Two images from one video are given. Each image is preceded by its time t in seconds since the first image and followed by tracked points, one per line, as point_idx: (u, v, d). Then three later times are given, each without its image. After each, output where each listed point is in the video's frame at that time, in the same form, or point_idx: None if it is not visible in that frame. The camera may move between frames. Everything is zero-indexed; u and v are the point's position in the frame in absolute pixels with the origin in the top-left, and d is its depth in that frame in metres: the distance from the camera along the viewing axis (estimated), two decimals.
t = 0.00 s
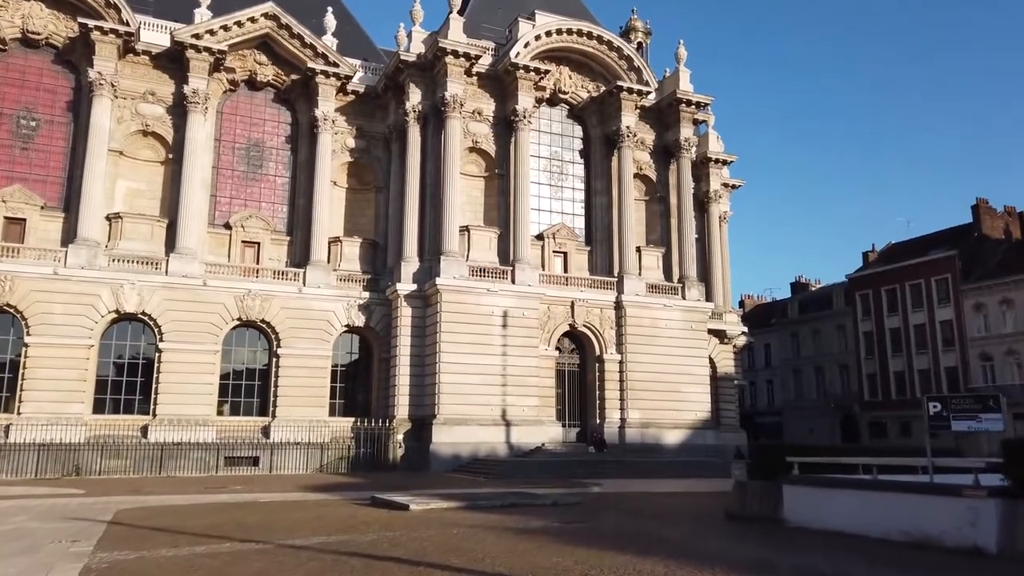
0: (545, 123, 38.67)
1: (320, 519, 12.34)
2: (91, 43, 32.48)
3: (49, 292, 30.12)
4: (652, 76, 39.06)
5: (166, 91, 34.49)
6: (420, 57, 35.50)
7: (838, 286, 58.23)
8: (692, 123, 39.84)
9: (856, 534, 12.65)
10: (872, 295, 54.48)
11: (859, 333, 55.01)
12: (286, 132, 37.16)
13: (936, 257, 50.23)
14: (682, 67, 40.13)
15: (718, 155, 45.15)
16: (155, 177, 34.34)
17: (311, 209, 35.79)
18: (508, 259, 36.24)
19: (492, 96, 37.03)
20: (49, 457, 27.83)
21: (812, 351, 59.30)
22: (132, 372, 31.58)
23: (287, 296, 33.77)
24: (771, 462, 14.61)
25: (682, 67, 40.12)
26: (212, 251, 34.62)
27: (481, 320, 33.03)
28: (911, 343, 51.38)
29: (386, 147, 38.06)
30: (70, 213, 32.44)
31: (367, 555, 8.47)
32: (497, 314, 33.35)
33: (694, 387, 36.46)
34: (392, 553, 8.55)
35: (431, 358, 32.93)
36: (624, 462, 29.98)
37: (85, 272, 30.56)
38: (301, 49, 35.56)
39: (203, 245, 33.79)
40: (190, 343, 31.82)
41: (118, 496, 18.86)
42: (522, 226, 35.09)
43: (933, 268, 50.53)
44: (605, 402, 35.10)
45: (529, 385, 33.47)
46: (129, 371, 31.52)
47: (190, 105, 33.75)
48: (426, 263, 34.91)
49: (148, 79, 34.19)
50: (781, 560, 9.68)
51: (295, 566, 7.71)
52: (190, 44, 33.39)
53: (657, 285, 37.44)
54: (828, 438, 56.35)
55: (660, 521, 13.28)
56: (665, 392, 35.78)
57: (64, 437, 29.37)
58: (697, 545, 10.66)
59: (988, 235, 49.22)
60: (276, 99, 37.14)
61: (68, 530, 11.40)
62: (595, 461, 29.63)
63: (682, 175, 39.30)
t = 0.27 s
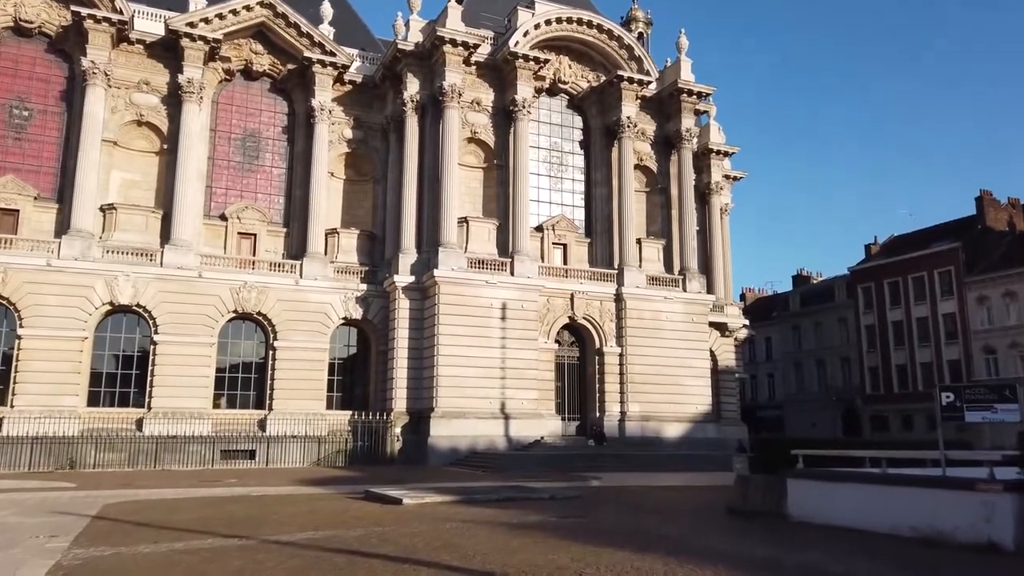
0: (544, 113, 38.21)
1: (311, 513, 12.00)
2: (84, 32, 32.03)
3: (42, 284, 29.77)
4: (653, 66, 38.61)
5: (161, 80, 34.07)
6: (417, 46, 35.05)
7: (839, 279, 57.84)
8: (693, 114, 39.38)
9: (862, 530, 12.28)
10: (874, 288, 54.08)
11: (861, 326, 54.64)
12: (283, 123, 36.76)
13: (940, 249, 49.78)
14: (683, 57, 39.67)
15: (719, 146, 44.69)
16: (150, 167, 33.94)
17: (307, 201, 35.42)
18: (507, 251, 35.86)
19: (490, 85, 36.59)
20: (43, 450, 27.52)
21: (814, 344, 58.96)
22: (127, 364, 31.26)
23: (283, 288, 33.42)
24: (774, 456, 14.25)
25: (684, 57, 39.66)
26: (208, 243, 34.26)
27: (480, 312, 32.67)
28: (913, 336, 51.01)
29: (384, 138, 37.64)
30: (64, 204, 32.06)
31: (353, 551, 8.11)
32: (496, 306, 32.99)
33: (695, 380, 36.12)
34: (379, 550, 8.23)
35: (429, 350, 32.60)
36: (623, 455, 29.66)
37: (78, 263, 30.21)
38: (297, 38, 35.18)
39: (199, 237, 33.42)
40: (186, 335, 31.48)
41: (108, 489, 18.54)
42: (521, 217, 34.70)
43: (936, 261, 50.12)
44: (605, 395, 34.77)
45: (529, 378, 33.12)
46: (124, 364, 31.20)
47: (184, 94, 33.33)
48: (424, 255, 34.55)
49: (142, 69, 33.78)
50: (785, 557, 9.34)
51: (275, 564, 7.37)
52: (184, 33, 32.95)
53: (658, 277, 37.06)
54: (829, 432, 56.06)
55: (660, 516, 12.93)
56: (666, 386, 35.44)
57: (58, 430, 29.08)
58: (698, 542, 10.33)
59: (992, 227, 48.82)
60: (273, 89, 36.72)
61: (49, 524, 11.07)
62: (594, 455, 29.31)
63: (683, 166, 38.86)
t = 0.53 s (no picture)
0: (545, 106, 37.77)
1: (301, 513, 11.68)
2: (78, 23, 31.63)
3: (36, 278, 29.43)
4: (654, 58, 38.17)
5: (156, 73, 33.67)
6: (416, 38, 34.63)
7: (842, 274, 57.43)
8: (695, 107, 38.94)
9: (869, 530, 11.95)
10: (877, 282, 53.67)
11: (864, 321, 54.24)
12: (280, 116, 36.37)
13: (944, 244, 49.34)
14: (685, 49, 39.21)
15: (721, 140, 44.25)
16: (145, 161, 33.56)
17: (305, 194, 35.03)
18: (507, 246, 35.47)
19: (490, 78, 36.16)
20: (37, 447, 27.18)
21: (816, 339, 58.56)
22: (122, 360, 30.95)
23: (280, 282, 33.07)
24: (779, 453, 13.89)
25: (685, 49, 39.20)
26: (205, 237, 33.89)
27: (479, 307, 32.30)
28: (917, 331, 50.62)
29: (383, 131, 37.24)
30: (58, 197, 31.69)
31: (339, 555, 7.80)
32: (495, 301, 32.62)
33: (697, 376, 35.75)
34: (367, 554, 7.90)
35: (427, 346, 32.25)
36: (624, 452, 29.33)
37: (72, 258, 29.87)
38: (295, 30, 34.79)
39: (195, 231, 33.05)
40: (182, 330, 31.16)
41: (99, 487, 18.21)
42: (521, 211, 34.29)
43: (940, 255, 49.70)
44: (606, 391, 34.41)
45: (529, 373, 32.76)
46: (120, 359, 30.89)
47: (180, 87, 32.92)
48: (423, 249, 34.17)
49: (137, 61, 33.39)
50: (791, 561, 8.99)
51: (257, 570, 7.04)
52: (180, 24, 32.56)
53: (659, 271, 36.67)
54: (831, 428, 55.70)
55: (660, 516, 12.61)
56: (667, 381, 35.07)
57: (53, 426, 28.76)
58: (701, 544, 9.98)
59: (996, 221, 48.45)
60: (270, 81, 36.33)
61: (30, 524, 10.74)
62: (595, 451, 28.96)
63: (684, 160, 38.42)
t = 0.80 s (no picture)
0: (547, 97, 37.30)
1: (293, 509, 11.35)
2: (74, 13, 31.25)
3: (32, 271, 29.11)
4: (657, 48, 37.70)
5: (153, 63, 33.29)
6: (416, 27, 34.19)
7: (847, 268, 56.96)
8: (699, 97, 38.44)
9: (880, 528, 11.56)
10: (882, 276, 53.20)
11: (869, 315, 53.79)
12: (279, 107, 35.98)
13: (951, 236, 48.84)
14: (688, 39, 38.71)
15: (725, 131, 43.75)
16: (143, 152, 33.21)
17: (304, 186, 34.65)
18: (508, 238, 35.06)
19: (491, 68, 35.72)
20: (32, 441, 26.86)
21: (820, 334, 58.11)
22: (119, 353, 30.65)
23: (279, 275, 32.72)
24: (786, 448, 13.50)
25: (689, 39, 38.70)
26: (203, 229, 33.55)
27: (480, 300, 31.93)
28: (922, 325, 50.17)
29: (383, 122, 36.83)
30: (54, 189, 31.34)
31: (327, 556, 7.51)
32: (496, 295, 32.25)
33: (700, 370, 35.35)
34: (356, 555, 7.56)
35: (428, 339, 31.89)
36: (626, 447, 28.99)
37: (69, 250, 29.55)
38: (293, 20, 34.42)
39: (193, 223, 32.71)
40: (179, 323, 30.83)
41: (92, 482, 17.89)
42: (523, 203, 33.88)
43: (945, 248, 49.23)
44: (608, 385, 34.05)
45: (530, 367, 32.39)
46: (117, 353, 30.60)
47: (177, 77, 32.53)
48: (423, 242, 33.79)
49: (134, 51, 33.01)
50: (800, 561, 8.63)
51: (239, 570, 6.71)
52: (177, 14, 32.18)
53: (662, 264, 36.24)
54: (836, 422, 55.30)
55: (663, 513, 12.25)
56: (670, 376, 34.68)
57: (49, 420, 28.47)
58: (705, 542, 9.62)
59: (1004, 214, 48.25)
60: (268, 72, 35.93)
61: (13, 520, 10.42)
62: (597, 445, 28.63)
63: (688, 151, 37.94)
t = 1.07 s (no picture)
0: (548, 92, 36.88)
1: (283, 512, 11.02)
2: (69, 7, 30.87)
3: (27, 268, 28.78)
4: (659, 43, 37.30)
5: (149, 58, 32.92)
6: (415, 21, 33.79)
7: (851, 265, 56.52)
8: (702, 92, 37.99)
9: (892, 532, 11.19)
10: (887, 273, 52.76)
11: (873, 313, 53.35)
12: (278, 102, 35.60)
13: (956, 233, 48.36)
14: (691, 33, 38.25)
15: (728, 127, 43.30)
16: (139, 148, 32.85)
17: (303, 183, 34.28)
18: (508, 235, 34.68)
19: (492, 63, 35.31)
20: (27, 440, 26.51)
21: (824, 331, 57.67)
22: (115, 351, 30.33)
23: (277, 272, 32.35)
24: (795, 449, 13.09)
25: (692, 33, 38.25)
26: (200, 226, 33.19)
27: (480, 298, 31.55)
28: (927, 322, 49.74)
29: (382, 118, 36.43)
30: (50, 185, 30.99)
31: (313, 567, 7.17)
32: (497, 292, 31.86)
33: (703, 367, 34.95)
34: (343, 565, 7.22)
35: (427, 337, 31.51)
36: (628, 446, 28.62)
37: (64, 247, 29.20)
38: (291, 14, 34.12)
39: (190, 220, 32.36)
40: (176, 321, 30.49)
41: (83, 482, 17.55)
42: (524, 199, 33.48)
43: (950, 245, 48.77)
44: (610, 383, 33.67)
45: (531, 365, 32.01)
46: (113, 351, 30.28)
47: (174, 72, 32.15)
48: (422, 238, 33.40)
49: (130, 46, 32.65)
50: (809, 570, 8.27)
51: None
52: (174, 8, 31.82)
53: (665, 261, 35.85)
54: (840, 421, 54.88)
55: (665, 516, 11.90)
56: (672, 374, 34.27)
57: (44, 418, 28.14)
58: (710, 549, 9.26)
59: (1009, 210, 47.60)
60: (266, 67, 35.55)
61: None
62: (598, 444, 28.27)
63: (690, 147, 37.50)
